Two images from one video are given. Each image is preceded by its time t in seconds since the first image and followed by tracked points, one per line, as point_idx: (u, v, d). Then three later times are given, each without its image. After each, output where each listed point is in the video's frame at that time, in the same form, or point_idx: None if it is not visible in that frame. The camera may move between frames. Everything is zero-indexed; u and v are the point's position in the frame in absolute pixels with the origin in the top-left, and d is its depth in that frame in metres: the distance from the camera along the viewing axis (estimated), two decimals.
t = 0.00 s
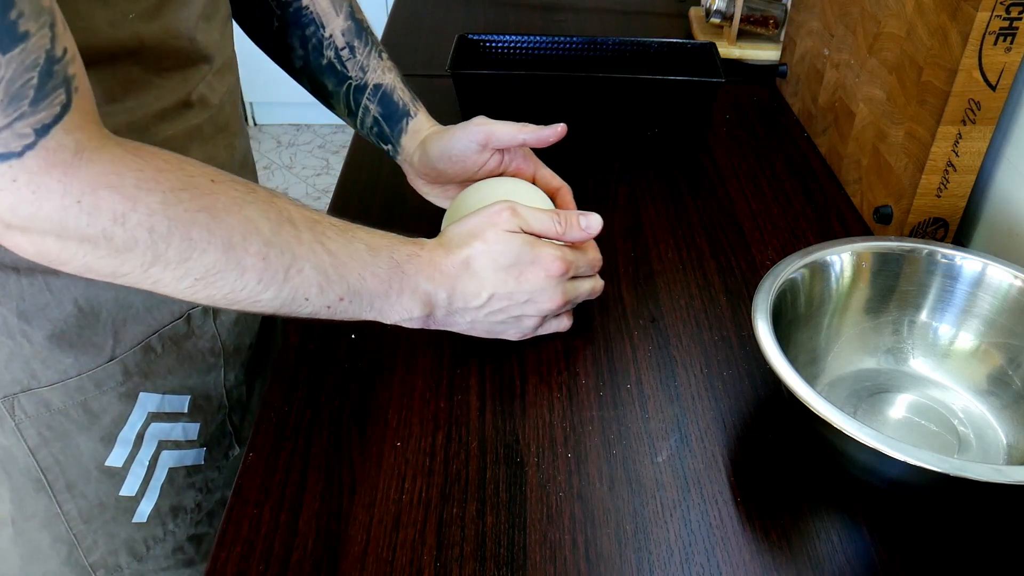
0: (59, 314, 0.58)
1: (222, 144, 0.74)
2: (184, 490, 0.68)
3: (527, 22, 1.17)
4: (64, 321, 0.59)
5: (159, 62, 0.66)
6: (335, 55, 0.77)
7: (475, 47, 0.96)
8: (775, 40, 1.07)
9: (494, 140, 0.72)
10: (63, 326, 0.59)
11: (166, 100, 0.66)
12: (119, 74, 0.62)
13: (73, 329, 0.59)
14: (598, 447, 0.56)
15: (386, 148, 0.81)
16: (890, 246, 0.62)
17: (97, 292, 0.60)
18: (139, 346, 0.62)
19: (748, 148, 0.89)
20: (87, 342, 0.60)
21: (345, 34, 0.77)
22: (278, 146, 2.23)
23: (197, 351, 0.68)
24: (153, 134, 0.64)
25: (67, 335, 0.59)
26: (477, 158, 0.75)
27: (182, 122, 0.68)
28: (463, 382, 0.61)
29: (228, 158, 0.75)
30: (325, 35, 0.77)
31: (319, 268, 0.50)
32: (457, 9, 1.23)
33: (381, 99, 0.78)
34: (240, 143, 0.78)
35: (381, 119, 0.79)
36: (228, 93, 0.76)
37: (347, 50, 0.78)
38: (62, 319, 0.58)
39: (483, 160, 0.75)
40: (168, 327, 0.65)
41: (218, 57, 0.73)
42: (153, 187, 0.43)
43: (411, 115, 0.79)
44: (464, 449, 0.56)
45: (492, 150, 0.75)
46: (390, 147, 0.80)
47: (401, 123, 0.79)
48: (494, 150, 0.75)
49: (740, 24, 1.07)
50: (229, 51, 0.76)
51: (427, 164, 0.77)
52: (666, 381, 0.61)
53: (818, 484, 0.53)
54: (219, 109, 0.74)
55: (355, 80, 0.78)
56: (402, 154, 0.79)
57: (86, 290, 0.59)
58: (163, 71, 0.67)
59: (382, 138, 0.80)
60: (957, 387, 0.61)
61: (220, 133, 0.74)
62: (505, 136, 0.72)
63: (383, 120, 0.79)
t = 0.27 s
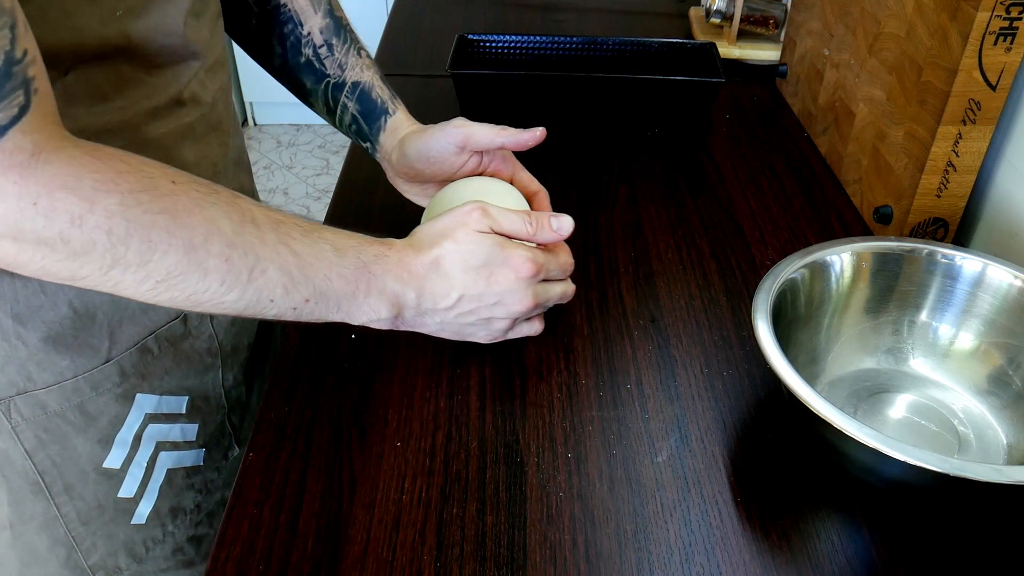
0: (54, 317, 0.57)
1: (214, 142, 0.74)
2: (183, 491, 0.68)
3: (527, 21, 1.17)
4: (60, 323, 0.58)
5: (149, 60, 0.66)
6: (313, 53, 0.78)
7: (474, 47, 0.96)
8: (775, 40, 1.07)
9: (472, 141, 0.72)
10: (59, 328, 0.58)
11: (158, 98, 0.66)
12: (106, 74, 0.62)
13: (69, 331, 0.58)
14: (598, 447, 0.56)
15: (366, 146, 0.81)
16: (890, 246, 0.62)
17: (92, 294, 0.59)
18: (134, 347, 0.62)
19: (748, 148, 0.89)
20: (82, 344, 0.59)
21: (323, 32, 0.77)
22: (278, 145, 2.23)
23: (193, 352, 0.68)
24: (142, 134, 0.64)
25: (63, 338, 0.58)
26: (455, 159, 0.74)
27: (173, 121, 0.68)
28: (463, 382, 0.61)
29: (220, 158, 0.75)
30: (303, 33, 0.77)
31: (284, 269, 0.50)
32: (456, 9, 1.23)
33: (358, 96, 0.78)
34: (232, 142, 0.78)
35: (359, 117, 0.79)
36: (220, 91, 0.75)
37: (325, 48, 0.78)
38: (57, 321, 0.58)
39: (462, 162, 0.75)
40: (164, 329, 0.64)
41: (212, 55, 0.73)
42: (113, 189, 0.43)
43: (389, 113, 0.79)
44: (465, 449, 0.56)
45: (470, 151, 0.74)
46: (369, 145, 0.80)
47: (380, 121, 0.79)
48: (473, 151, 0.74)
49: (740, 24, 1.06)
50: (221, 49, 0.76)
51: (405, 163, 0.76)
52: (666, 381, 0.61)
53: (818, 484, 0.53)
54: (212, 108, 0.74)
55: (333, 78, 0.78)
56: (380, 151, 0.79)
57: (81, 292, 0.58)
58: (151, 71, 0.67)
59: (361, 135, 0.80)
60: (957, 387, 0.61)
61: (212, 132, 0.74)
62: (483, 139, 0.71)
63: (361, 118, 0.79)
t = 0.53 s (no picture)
0: (35, 321, 0.57)
1: (204, 145, 0.74)
2: (172, 500, 0.69)
3: (527, 22, 1.17)
4: (41, 327, 0.58)
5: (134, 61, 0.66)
6: (313, 56, 0.78)
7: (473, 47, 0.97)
8: (775, 40, 1.07)
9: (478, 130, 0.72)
10: (39, 333, 0.58)
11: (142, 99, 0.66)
12: (88, 74, 0.62)
13: (50, 337, 0.58)
14: (598, 447, 0.56)
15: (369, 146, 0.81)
16: (890, 246, 0.62)
17: (74, 300, 0.59)
18: (119, 352, 0.62)
19: (748, 148, 0.89)
20: (64, 349, 0.59)
21: (322, 35, 0.78)
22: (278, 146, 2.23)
23: (182, 358, 0.67)
24: (125, 136, 0.64)
25: (44, 342, 0.58)
26: (460, 149, 0.74)
27: (157, 122, 0.68)
28: (463, 382, 0.61)
29: (209, 160, 0.74)
30: (302, 36, 0.77)
31: (283, 305, 0.47)
32: (457, 10, 1.23)
33: (361, 95, 0.78)
34: (224, 144, 0.78)
35: (363, 115, 0.79)
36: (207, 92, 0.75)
37: (325, 50, 0.78)
38: (37, 326, 0.58)
39: (468, 151, 0.75)
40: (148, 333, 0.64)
41: (197, 57, 0.72)
42: (104, 202, 0.40)
43: (393, 108, 0.79)
44: (465, 449, 0.56)
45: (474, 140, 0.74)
46: (374, 143, 0.80)
47: (384, 117, 0.79)
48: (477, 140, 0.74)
49: (740, 25, 1.07)
50: (211, 50, 0.75)
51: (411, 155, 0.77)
52: (666, 381, 0.61)
53: (819, 484, 0.53)
54: (199, 110, 0.73)
55: (334, 79, 0.78)
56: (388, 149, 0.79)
57: (62, 297, 0.58)
58: (133, 71, 0.66)
59: (365, 134, 0.80)
60: (957, 387, 0.61)
61: (201, 133, 0.74)
62: (489, 127, 0.71)
63: (365, 116, 0.79)
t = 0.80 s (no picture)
0: (17, 338, 0.54)
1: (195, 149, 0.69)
2: (155, 520, 0.68)
3: (527, 22, 1.17)
4: (24, 343, 0.54)
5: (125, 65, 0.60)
6: (240, 33, 0.74)
7: (473, 47, 0.97)
8: (775, 40, 1.07)
9: (399, 92, 0.65)
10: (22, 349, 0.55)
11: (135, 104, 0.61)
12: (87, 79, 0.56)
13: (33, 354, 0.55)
14: (598, 447, 0.56)
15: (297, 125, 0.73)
16: (890, 246, 0.62)
17: (59, 312, 0.55)
18: (104, 369, 0.59)
19: (748, 148, 0.89)
20: (47, 368, 0.56)
21: (249, 11, 0.74)
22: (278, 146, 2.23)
23: (167, 373, 0.65)
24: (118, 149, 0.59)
25: (26, 360, 0.55)
26: (387, 114, 0.65)
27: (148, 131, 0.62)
28: (463, 382, 0.61)
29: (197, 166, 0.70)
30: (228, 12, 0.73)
31: (275, 200, 0.36)
32: (457, 10, 1.23)
33: (287, 71, 0.73)
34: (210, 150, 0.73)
35: (288, 92, 0.73)
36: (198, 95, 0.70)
37: (251, 26, 0.74)
38: (20, 342, 0.54)
39: (399, 116, 0.65)
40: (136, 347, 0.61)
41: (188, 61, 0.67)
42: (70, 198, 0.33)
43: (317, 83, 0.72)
44: (465, 449, 0.56)
45: (401, 102, 0.65)
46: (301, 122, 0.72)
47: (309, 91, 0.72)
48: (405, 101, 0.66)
49: (740, 25, 1.07)
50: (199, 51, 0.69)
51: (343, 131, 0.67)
52: (666, 381, 0.61)
53: (818, 484, 0.53)
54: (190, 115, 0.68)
55: (259, 56, 0.74)
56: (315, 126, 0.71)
57: (46, 310, 0.55)
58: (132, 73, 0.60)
59: (291, 112, 0.73)
60: (957, 387, 0.61)
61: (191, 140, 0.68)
62: (410, 88, 0.65)
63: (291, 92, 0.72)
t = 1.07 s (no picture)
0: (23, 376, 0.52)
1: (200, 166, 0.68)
2: (169, 549, 0.67)
3: (527, 21, 1.17)
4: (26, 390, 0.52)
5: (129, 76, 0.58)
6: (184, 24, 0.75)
7: (474, 47, 0.99)
8: (775, 40, 1.07)
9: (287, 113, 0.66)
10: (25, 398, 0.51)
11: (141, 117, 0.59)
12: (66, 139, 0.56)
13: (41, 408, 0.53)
14: (599, 447, 0.56)
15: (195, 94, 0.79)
16: (890, 246, 0.62)
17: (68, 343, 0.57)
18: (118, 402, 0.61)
19: (748, 148, 0.89)
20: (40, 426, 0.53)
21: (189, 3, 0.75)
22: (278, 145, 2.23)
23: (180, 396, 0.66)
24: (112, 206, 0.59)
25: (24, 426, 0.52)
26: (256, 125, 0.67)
27: (156, 144, 0.61)
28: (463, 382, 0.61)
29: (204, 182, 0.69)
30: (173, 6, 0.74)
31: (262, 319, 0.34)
32: (457, 10, 1.22)
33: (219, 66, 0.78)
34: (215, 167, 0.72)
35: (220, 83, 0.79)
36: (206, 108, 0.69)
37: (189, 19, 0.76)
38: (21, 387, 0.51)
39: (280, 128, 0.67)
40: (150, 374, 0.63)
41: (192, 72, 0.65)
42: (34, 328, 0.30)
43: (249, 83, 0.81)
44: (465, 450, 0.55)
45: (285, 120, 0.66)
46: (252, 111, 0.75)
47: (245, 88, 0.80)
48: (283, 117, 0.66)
49: (740, 25, 1.06)
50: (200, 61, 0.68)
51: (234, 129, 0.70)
52: (666, 381, 0.61)
53: (818, 483, 0.53)
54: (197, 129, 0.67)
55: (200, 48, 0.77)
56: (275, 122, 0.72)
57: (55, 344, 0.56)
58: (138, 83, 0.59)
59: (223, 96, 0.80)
60: (957, 387, 0.61)
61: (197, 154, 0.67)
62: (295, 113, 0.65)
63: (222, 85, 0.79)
